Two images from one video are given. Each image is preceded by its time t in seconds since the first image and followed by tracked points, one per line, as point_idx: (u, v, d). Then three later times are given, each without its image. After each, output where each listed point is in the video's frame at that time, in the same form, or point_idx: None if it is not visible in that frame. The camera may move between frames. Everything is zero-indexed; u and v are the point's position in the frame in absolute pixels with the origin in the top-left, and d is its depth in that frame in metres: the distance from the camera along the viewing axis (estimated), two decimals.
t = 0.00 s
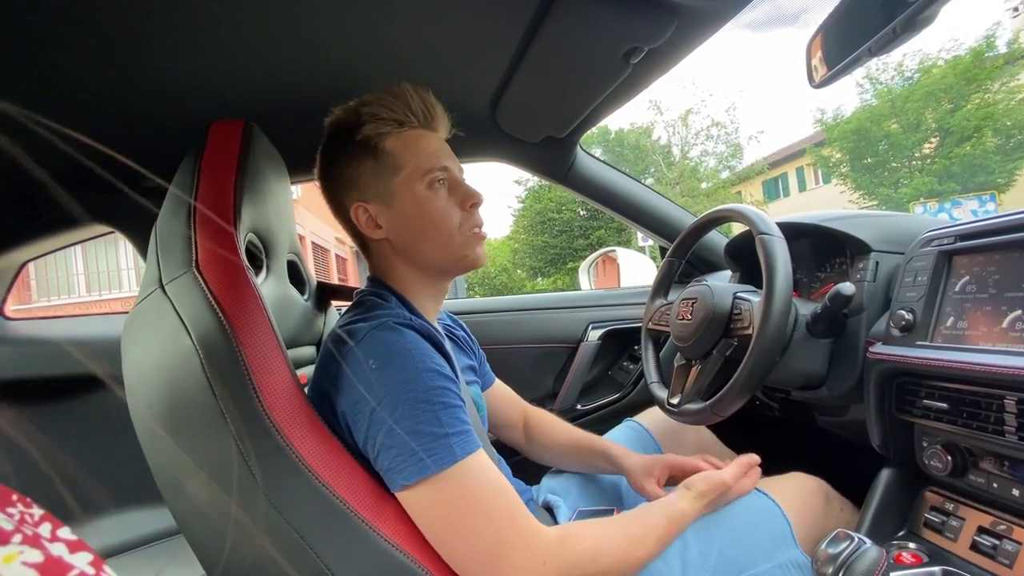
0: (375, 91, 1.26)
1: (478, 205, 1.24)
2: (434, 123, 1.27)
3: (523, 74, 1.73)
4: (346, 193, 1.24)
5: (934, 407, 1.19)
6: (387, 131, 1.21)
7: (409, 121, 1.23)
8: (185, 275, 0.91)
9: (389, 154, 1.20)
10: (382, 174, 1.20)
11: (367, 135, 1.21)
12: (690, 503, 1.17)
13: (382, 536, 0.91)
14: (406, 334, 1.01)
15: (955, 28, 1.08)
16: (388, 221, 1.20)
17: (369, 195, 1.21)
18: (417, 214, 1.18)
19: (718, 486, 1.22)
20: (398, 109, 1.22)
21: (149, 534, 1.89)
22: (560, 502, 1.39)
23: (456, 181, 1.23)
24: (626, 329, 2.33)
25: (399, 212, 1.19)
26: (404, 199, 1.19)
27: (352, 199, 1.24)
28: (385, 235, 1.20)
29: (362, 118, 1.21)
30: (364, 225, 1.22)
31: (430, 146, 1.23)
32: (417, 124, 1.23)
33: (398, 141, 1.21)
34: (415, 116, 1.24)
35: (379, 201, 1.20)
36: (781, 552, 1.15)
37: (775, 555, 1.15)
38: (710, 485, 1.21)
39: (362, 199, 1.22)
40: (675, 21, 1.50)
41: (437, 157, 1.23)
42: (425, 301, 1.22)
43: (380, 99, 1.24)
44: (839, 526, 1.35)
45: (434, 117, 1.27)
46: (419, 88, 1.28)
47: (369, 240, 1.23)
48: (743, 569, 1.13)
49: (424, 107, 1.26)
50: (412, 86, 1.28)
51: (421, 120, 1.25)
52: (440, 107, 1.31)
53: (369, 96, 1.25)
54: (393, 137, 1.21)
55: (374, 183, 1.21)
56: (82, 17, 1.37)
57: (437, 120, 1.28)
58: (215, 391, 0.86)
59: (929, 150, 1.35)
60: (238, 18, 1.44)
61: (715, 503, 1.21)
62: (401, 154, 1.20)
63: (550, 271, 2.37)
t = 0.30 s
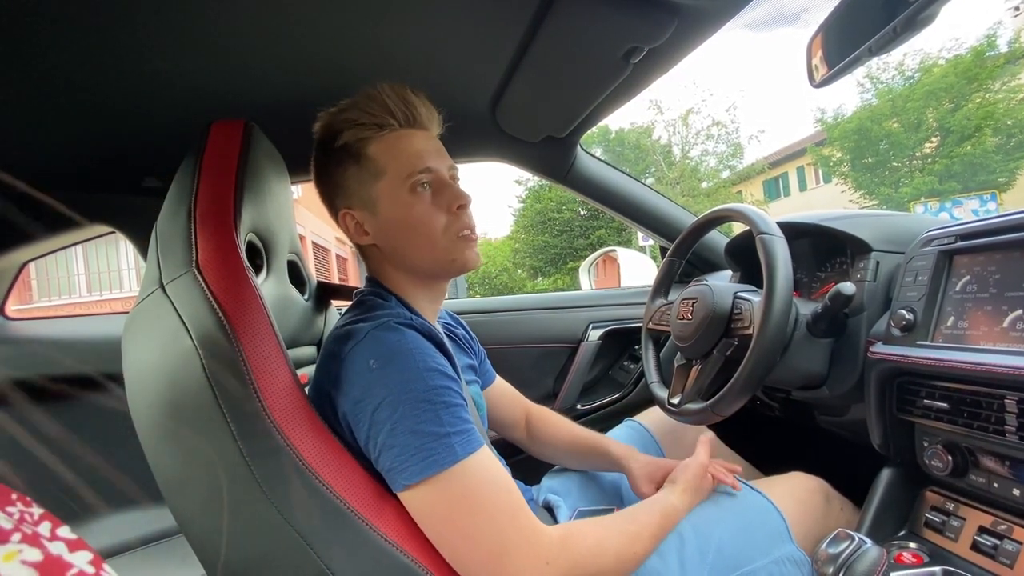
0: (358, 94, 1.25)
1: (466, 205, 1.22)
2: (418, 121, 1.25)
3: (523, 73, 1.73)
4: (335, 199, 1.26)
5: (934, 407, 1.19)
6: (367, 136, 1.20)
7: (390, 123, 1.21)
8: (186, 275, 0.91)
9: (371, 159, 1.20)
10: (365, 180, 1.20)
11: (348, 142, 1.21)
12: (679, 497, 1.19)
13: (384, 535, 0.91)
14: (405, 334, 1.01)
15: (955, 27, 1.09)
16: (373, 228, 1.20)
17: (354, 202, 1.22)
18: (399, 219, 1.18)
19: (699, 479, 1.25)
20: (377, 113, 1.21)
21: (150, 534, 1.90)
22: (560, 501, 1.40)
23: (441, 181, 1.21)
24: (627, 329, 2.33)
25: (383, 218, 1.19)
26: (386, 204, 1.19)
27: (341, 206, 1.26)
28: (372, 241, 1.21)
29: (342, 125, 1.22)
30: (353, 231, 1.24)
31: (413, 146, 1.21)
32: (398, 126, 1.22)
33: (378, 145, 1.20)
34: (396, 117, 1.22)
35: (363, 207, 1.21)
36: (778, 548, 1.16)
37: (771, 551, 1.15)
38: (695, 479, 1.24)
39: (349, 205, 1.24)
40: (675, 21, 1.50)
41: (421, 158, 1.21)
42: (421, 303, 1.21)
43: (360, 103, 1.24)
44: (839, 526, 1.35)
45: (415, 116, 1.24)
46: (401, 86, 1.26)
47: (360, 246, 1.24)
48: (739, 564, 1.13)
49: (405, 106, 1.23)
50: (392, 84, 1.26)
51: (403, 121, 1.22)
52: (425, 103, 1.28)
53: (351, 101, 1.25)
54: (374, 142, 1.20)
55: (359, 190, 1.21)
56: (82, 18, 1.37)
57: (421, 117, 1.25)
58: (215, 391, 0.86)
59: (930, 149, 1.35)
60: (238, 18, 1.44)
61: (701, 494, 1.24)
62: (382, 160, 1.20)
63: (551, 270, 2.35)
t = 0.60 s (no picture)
0: (356, 95, 1.28)
1: (453, 203, 1.19)
2: (411, 119, 1.24)
3: (524, 73, 1.73)
4: (334, 199, 1.29)
5: (934, 407, 1.19)
6: (358, 135, 1.22)
7: (380, 120, 1.22)
8: (186, 275, 0.91)
9: (361, 158, 1.22)
10: (356, 179, 1.22)
11: (342, 141, 1.24)
12: (683, 496, 1.20)
13: (385, 536, 0.91)
14: (399, 338, 1.01)
15: (956, 26, 1.09)
16: (364, 225, 1.22)
17: (349, 201, 1.25)
18: (384, 216, 1.18)
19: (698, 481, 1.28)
20: (368, 111, 1.22)
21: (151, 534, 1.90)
22: (560, 501, 1.40)
23: (430, 179, 1.20)
24: (627, 328, 2.33)
25: (370, 216, 1.20)
26: (373, 202, 1.19)
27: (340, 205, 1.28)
28: (365, 239, 1.23)
29: (338, 125, 1.25)
30: (350, 230, 1.26)
31: (401, 143, 1.21)
32: (388, 123, 1.22)
33: (368, 143, 1.21)
34: (386, 115, 1.22)
35: (356, 206, 1.23)
36: (778, 549, 1.16)
37: (772, 551, 1.15)
38: (691, 475, 1.27)
39: (345, 205, 1.26)
40: (675, 21, 1.50)
41: (409, 155, 1.20)
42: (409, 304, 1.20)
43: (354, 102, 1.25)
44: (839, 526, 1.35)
45: (407, 113, 1.24)
46: (396, 85, 1.27)
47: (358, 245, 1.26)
48: (740, 564, 1.13)
49: (397, 104, 1.23)
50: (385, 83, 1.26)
51: (394, 118, 1.22)
52: (422, 100, 1.27)
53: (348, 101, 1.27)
54: (366, 140, 1.22)
55: (353, 188, 1.23)
56: (82, 18, 1.37)
57: (414, 115, 1.25)
58: (215, 391, 0.86)
59: (931, 148, 1.35)
60: (239, 18, 1.44)
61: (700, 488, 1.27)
62: (371, 157, 1.20)
63: (552, 270, 2.38)
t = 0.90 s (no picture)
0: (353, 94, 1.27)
1: (451, 209, 1.19)
2: (409, 121, 1.23)
3: (524, 73, 1.73)
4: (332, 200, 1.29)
5: (934, 407, 1.19)
6: (355, 137, 1.22)
7: (377, 124, 1.21)
8: (186, 275, 0.91)
9: (358, 161, 1.22)
10: (354, 182, 1.22)
11: (339, 144, 1.24)
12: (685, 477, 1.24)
13: (385, 537, 0.91)
14: (406, 328, 1.01)
15: (956, 25, 1.09)
16: (361, 228, 1.22)
17: (346, 203, 1.25)
18: (382, 222, 1.18)
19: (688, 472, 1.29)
20: (366, 113, 1.22)
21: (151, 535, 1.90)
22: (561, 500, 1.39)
23: (427, 184, 1.20)
24: (627, 328, 2.33)
25: (368, 221, 1.20)
26: (371, 206, 1.20)
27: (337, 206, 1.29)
28: (362, 242, 1.24)
29: (335, 127, 1.25)
30: (348, 232, 1.27)
31: (399, 148, 1.20)
32: (386, 127, 1.21)
33: (365, 147, 1.21)
34: (383, 118, 1.22)
35: (353, 209, 1.24)
36: (779, 548, 1.16)
37: (772, 551, 1.16)
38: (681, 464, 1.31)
39: (343, 207, 1.26)
40: (676, 20, 1.50)
41: (406, 159, 1.20)
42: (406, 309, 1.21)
43: (351, 104, 1.25)
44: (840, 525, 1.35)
45: (403, 116, 1.23)
46: (393, 86, 1.25)
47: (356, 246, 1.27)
48: (740, 563, 1.14)
49: (394, 106, 1.23)
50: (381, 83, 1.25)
51: (391, 121, 1.22)
52: (419, 101, 1.26)
53: (345, 102, 1.27)
54: (363, 143, 1.21)
55: (350, 190, 1.23)
56: (82, 18, 1.37)
57: (411, 117, 1.24)
58: (215, 391, 0.86)
59: (931, 148, 1.35)
60: (239, 18, 1.44)
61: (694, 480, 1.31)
62: (368, 161, 1.20)
63: (551, 270, 2.36)
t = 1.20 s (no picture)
0: (357, 94, 1.26)
1: (459, 208, 1.20)
2: (416, 121, 1.24)
3: (524, 73, 1.73)
4: (335, 200, 1.28)
5: (934, 406, 1.19)
6: (362, 137, 1.21)
7: (385, 123, 1.21)
8: (187, 275, 0.91)
9: (365, 161, 1.21)
10: (360, 181, 1.22)
11: (345, 144, 1.23)
12: (670, 481, 1.27)
13: (386, 538, 0.91)
14: (410, 342, 1.01)
15: (955, 24, 1.09)
16: (367, 228, 1.21)
17: (351, 203, 1.24)
18: (390, 221, 1.18)
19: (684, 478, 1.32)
20: (373, 113, 1.21)
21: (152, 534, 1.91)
22: (561, 501, 1.40)
23: (435, 183, 1.20)
24: (627, 328, 2.34)
25: (375, 220, 1.20)
26: (378, 205, 1.19)
27: (340, 206, 1.28)
28: (367, 242, 1.23)
29: (340, 126, 1.24)
30: (351, 232, 1.26)
31: (407, 147, 1.20)
32: (393, 126, 1.21)
33: (372, 146, 1.21)
34: (391, 118, 1.22)
35: (359, 208, 1.23)
36: (778, 546, 1.16)
37: (771, 549, 1.15)
38: (672, 467, 1.34)
39: (347, 206, 1.25)
40: (676, 19, 1.50)
41: (414, 159, 1.20)
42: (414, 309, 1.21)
43: (357, 103, 1.24)
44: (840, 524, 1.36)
45: (411, 115, 1.23)
46: (397, 85, 1.25)
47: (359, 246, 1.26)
48: (740, 561, 1.14)
49: (400, 105, 1.23)
50: (384, 83, 1.25)
51: (399, 120, 1.22)
52: (424, 101, 1.27)
53: (349, 101, 1.26)
54: (370, 143, 1.21)
55: (356, 190, 1.22)
56: (83, 19, 1.37)
57: (418, 118, 1.24)
58: (215, 391, 0.86)
59: (931, 147, 1.35)
60: (240, 18, 1.44)
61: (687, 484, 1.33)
62: (375, 160, 1.20)
63: (552, 270, 2.36)
